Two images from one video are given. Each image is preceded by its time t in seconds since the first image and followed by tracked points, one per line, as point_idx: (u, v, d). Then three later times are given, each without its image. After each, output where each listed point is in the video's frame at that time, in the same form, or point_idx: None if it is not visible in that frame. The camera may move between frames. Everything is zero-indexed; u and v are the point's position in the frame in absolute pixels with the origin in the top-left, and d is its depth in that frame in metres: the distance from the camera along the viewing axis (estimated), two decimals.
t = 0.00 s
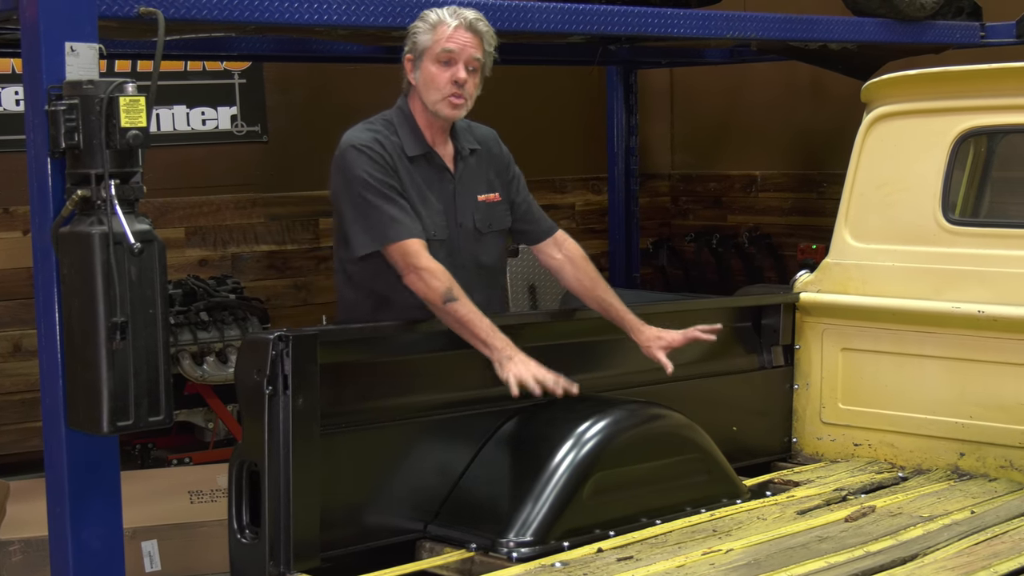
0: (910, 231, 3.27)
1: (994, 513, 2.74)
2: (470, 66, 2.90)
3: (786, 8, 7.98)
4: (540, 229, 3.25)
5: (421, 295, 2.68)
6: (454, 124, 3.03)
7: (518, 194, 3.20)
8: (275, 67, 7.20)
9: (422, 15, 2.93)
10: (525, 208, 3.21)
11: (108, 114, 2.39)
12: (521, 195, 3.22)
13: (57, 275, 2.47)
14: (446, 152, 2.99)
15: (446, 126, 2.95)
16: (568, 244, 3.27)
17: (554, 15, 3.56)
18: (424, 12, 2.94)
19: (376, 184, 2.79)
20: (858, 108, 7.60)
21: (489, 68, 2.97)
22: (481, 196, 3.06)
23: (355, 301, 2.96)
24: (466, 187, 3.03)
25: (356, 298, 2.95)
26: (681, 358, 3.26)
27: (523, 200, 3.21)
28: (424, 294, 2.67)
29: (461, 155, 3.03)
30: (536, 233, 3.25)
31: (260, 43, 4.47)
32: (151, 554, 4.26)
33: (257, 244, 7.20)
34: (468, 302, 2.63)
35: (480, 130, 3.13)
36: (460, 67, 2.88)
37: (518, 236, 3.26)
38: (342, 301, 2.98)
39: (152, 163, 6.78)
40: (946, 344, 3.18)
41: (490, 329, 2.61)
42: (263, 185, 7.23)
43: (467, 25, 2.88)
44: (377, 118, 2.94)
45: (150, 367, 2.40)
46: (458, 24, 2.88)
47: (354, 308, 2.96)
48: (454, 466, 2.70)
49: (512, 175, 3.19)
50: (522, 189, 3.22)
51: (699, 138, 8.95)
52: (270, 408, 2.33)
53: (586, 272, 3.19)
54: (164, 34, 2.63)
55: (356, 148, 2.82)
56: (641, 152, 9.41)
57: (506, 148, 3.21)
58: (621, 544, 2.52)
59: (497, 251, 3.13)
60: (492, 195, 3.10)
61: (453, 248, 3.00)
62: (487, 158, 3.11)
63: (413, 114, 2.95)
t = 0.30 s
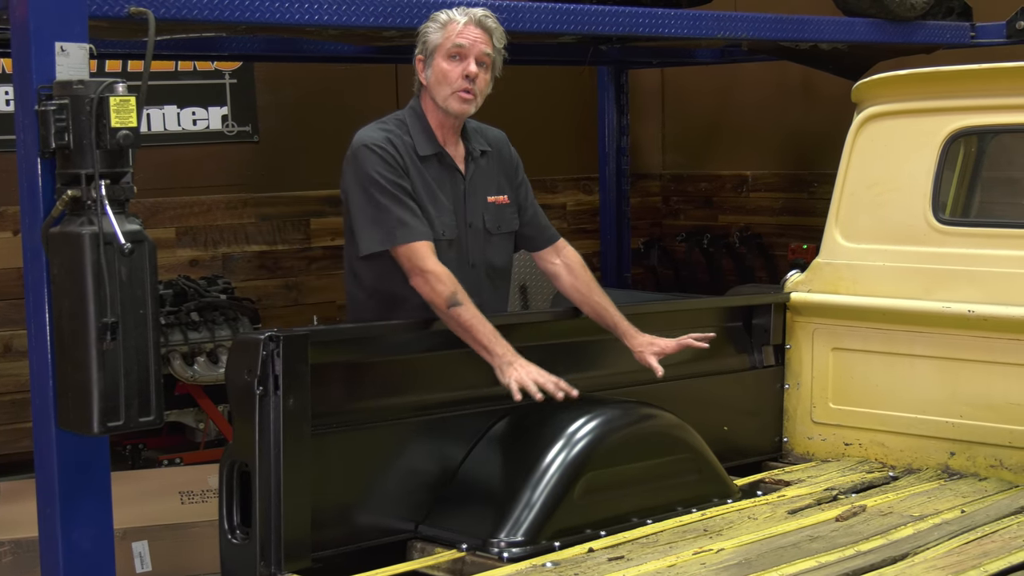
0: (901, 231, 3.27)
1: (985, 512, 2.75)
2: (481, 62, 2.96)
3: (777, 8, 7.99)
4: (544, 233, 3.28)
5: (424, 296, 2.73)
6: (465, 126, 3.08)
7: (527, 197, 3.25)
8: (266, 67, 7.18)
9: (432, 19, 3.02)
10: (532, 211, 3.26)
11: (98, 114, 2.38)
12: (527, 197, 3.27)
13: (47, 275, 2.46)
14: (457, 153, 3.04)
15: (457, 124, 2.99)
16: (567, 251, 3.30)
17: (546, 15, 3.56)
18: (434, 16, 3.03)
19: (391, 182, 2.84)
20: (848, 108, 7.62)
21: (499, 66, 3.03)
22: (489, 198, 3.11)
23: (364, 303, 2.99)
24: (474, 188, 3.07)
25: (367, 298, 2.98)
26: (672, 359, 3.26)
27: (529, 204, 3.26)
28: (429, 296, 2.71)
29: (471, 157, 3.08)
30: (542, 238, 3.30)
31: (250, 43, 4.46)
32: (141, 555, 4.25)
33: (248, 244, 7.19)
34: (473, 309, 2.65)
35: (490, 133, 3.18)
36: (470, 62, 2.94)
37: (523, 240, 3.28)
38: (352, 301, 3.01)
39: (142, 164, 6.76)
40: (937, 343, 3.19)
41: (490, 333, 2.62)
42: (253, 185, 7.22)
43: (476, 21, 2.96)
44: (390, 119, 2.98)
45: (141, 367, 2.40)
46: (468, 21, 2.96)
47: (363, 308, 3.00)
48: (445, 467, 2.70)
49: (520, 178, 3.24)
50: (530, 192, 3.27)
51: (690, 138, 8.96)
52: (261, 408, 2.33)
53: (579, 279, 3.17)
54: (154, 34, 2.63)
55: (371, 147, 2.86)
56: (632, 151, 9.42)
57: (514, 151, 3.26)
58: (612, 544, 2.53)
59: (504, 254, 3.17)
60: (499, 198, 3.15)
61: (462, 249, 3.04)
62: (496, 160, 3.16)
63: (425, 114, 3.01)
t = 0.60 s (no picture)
0: (885, 231, 3.29)
1: (968, 511, 2.76)
2: (479, 63, 2.97)
3: (762, 9, 8.01)
4: (528, 236, 3.27)
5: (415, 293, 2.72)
6: (456, 127, 3.08)
7: (517, 196, 3.24)
8: (251, 67, 7.16)
9: (425, 19, 3.01)
10: (522, 210, 3.25)
11: (82, 113, 2.37)
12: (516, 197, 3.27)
13: (30, 275, 2.45)
14: (448, 154, 3.03)
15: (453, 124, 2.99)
16: (551, 252, 3.30)
17: (531, 15, 3.56)
18: (428, 16, 3.02)
19: (383, 183, 2.83)
20: (833, 108, 7.65)
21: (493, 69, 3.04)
22: (479, 198, 3.11)
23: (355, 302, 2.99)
24: (465, 188, 3.07)
25: (360, 298, 2.98)
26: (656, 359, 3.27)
27: (518, 204, 3.25)
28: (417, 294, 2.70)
29: (463, 157, 3.07)
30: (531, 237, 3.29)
31: (235, 43, 4.45)
32: (125, 556, 4.23)
33: (232, 244, 7.17)
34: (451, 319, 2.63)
35: (478, 133, 3.17)
36: (470, 62, 2.94)
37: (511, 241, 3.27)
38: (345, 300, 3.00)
39: (126, 163, 6.73)
40: (920, 343, 3.21)
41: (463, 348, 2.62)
42: (237, 185, 7.20)
43: (473, 23, 2.98)
44: (381, 119, 2.97)
45: (124, 367, 2.39)
46: (466, 23, 2.97)
47: (356, 308, 2.99)
48: (429, 467, 2.70)
49: (510, 177, 3.24)
50: (518, 192, 3.26)
51: (674, 138, 8.98)
52: (245, 409, 2.32)
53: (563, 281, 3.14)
54: (138, 34, 2.62)
55: (365, 149, 2.85)
56: (616, 151, 9.43)
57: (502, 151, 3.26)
58: (597, 544, 2.53)
59: (494, 253, 3.17)
60: (489, 198, 3.14)
61: (453, 248, 3.04)
62: (485, 161, 3.15)
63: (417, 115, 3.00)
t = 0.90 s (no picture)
0: (870, 231, 3.31)
1: (952, 512, 2.78)
2: (459, 58, 2.97)
3: (747, 10, 8.03)
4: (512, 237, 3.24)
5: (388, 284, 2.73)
6: (439, 126, 3.07)
7: (502, 198, 3.23)
8: (235, 67, 7.14)
9: (408, 18, 3.02)
10: (506, 212, 3.24)
11: (66, 114, 2.36)
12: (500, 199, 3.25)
13: (14, 275, 2.44)
14: (431, 152, 3.03)
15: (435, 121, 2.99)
16: (530, 257, 3.23)
17: (516, 15, 3.56)
18: (410, 15, 3.03)
19: (362, 177, 2.83)
20: (817, 108, 7.68)
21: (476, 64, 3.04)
22: (462, 197, 3.09)
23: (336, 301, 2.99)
24: (447, 186, 3.06)
25: (341, 296, 2.97)
26: (641, 359, 3.28)
27: (502, 207, 3.24)
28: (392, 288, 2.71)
29: (445, 155, 3.06)
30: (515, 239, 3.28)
31: (220, 43, 4.43)
32: (110, 557, 4.22)
33: (217, 245, 7.15)
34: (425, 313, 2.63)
35: (463, 134, 3.17)
36: (450, 57, 2.95)
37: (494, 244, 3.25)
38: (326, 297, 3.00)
39: (110, 164, 6.71)
40: (905, 343, 3.22)
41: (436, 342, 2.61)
42: (222, 185, 7.19)
43: (453, 19, 2.98)
44: (364, 115, 2.97)
45: (109, 368, 2.38)
46: (446, 19, 2.98)
47: (338, 307, 2.99)
48: (415, 467, 2.70)
49: (495, 180, 3.23)
50: (503, 194, 3.24)
51: (659, 139, 9.00)
52: (230, 409, 2.31)
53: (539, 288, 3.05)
54: (123, 34, 2.61)
55: (345, 142, 2.85)
56: (601, 151, 9.45)
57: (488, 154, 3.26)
58: (582, 545, 2.54)
59: (476, 253, 3.15)
60: (473, 198, 3.13)
61: (433, 245, 3.02)
62: (469, 162, 3.14)
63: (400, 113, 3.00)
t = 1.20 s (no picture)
0: (863, 232, 3.31)
1: (945, 512, 2.78)
2: (442, 51, 2.97)
3: (740, 11, 8.05)
4: (501, 241, 3.23)
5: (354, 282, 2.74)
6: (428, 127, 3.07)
7: (492, 202, 3.21)
8: (228, 67, 7.13)
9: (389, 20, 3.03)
10: (494, 217, 3.21)
11: (59, 114, 2.36)
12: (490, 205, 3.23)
13: (6, 276, 2.43)
14: (418, 151, 3.02)
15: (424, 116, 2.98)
16: (523, 260, 3.21)
17: (509, 15, 3.56)
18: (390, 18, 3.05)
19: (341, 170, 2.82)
20: (810, 108, 7.70)
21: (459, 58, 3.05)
22: (449, 197, 3.07)
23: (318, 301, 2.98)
24: (434, 185, 3.04)
25: (322, 293, 2.97)
26: (634, 359, 3.28)
27: (491, 211, 3.22)
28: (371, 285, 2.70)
29: (433, 155, 3.05)
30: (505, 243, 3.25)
31: (213, 43, 4.43)
32: (104, 557, 4.21)
33: (210, 245, 7.14)
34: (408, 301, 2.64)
35: (453, 138, 3.15)
36: (434, 49, 2.95)
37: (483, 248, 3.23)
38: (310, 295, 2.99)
39: (103, 164, 6.69)
40: (898, 344, 3.23)
41: (428, 327, 2.61)
42: (216, 186, 7.19)
43: (432, 14, 2.99)
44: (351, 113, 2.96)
45: (102, 368, 2.38)
46: (425, 15, 2.99)
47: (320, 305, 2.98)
48: (408, 466, 2.70)
49: (484, 184, 3.21)
50: (492, 198, 3.22)
51: (652, 140, 9.01)
52: (223, 410, 2.31)
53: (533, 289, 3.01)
54: (115, 35, 2.61)
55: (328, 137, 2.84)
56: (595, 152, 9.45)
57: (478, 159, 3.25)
58: (576, 545, 2.54)
59: (461, 254, 3.13)
60: (461, 200, 3.11)
61: (418, 244, 3.00)
62: (458, 164, 3.13)
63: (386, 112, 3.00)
